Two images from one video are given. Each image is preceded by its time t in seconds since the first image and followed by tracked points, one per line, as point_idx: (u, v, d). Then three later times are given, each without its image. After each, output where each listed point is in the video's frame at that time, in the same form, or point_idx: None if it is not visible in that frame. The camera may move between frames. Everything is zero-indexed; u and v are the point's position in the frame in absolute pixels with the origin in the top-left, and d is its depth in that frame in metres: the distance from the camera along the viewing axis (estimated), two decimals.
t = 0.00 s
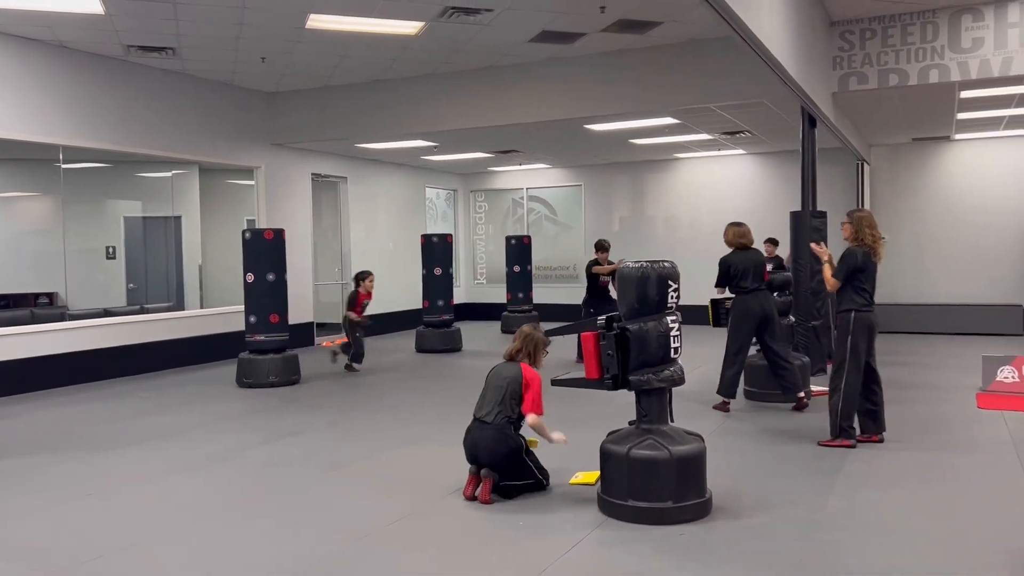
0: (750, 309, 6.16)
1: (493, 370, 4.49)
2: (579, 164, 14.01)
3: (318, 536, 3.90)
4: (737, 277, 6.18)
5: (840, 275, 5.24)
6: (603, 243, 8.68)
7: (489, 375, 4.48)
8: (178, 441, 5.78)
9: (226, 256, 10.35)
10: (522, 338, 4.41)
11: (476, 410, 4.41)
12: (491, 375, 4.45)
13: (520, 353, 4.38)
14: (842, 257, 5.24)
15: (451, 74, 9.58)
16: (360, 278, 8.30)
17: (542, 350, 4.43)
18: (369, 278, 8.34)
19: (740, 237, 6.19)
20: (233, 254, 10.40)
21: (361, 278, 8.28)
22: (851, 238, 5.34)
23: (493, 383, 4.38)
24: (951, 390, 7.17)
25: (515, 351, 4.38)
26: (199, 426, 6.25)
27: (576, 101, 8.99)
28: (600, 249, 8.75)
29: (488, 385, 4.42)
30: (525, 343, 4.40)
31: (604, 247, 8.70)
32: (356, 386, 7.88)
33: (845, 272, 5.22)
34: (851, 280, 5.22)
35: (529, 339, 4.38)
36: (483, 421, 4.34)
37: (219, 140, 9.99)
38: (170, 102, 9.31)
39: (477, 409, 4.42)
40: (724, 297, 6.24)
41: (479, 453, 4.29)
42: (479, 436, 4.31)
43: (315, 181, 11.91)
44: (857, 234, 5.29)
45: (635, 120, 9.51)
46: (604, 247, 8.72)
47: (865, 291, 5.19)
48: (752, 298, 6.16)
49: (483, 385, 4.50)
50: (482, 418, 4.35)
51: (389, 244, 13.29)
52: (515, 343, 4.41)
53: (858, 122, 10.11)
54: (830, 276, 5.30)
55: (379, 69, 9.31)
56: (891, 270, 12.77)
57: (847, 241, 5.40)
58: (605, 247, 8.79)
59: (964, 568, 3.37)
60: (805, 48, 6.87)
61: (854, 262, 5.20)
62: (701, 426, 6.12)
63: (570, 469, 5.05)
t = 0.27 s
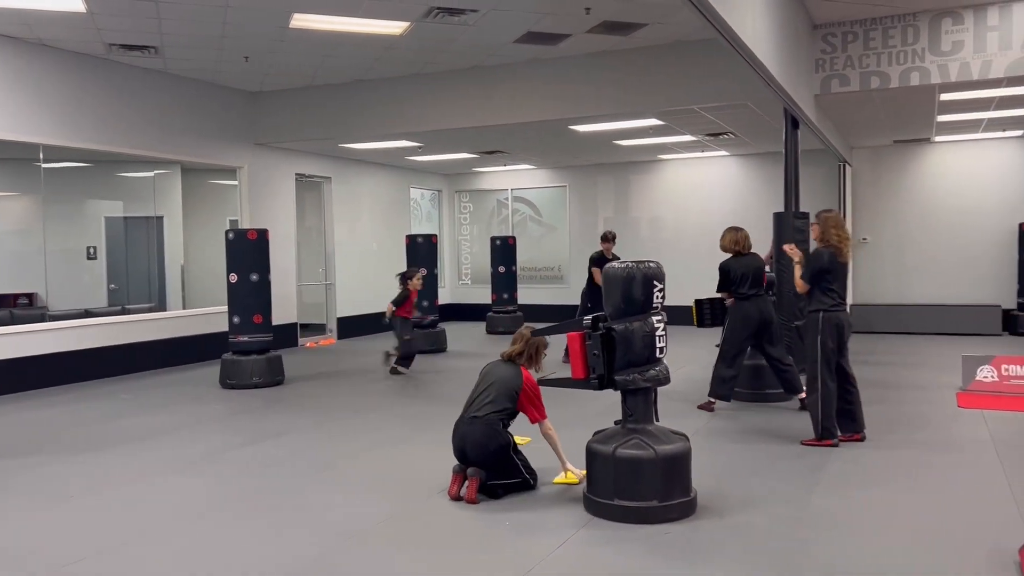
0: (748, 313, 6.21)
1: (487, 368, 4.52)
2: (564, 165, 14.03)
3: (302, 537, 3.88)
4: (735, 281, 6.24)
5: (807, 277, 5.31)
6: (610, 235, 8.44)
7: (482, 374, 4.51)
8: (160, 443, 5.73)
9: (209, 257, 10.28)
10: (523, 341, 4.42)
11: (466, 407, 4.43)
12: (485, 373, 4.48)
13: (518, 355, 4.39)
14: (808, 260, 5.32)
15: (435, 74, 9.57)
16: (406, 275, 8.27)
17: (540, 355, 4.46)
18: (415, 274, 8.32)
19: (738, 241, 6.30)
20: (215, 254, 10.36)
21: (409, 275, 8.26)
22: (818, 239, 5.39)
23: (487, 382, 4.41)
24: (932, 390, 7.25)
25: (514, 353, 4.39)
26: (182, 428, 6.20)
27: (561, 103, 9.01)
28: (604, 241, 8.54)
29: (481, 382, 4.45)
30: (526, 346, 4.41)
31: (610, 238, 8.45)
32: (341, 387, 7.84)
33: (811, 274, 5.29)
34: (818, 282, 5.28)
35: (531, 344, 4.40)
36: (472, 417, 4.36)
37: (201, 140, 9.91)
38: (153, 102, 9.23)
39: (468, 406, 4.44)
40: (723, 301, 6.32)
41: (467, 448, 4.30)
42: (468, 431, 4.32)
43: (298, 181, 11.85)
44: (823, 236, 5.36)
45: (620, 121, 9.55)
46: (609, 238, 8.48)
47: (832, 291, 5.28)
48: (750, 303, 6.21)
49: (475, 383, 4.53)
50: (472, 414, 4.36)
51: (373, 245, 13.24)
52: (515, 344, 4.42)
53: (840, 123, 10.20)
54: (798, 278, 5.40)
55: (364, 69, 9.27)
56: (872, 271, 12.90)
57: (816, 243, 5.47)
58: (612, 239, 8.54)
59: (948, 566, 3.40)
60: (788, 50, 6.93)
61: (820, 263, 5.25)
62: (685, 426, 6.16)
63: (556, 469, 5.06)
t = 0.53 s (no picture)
0: (757, 312, 6.32)
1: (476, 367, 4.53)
2: (549, 166, 14.05)
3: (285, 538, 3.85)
4: (748, 278, 6.31)
5: (779, 279, 5.33)
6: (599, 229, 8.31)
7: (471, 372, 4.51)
8: (142, 444, 5.67)
9: (191, 257, 10.19)
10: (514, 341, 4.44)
11: (454, 404, 4.43)
12: (473, 371, 4.49)
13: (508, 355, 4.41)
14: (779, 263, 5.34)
15: (420, 74, 9.55)
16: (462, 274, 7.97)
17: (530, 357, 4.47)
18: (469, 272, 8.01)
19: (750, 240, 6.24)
20: (198, 254, 10.26)
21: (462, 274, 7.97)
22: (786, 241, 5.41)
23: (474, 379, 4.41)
24: (913, 389, 7.32)
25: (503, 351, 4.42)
26: (163, 429, 6.14)
27: (546, 103, 9.02)
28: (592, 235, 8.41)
29: (469, 380, 4.45)
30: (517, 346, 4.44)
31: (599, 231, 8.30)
32: (325, 387, 7.79)
33: (783, 275, 5.30)
34: (791, 283, 5.30)
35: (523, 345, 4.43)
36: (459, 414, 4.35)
37: (184, 139, 9.83)
38: (134, 100, 9.14)
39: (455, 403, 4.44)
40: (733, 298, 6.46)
41: (452, 445, 4.29)
42: (454, 428, 4.32)
43: (282, 181, 11.79)
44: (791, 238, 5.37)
45: (604, 122, 9.58)
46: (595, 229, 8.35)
47: (805, 291, 5.30)
48: (759, 302, 6.28)
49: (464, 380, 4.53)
50: (459, 411, 4.36)
51: (357, 245, 13.20)
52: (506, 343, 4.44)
53: (822, 124, 10.28)
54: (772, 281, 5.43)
55: (348, 68, 9.24)
56: (853, 271, 13.02)
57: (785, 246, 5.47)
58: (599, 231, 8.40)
59: (929, 564, 3.43)
60: (772, 52, 6.98)
61: (790, 266, 5.27)
62: (669, 425, 6.18)
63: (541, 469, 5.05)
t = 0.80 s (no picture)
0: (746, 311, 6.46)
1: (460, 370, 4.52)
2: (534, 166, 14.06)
3: (271, 540, 3.82)
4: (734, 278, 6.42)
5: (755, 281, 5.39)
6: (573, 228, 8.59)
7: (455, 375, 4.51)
8: (124, 446, 5.61)
9: (175, 258, 10.10)
10: (499, 342, 4.44)
11: (438, 408, 4.42)
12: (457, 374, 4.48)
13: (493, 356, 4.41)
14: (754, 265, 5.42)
15: (405, 74, 9.52)
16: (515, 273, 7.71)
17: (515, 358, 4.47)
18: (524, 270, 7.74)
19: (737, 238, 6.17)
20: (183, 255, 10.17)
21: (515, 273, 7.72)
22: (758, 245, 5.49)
23: (458, 382, 4.41)
24: (895, 388, 7.40)
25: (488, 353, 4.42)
26: (147, 430, 6.08)
27: (532, 103, 9.02)
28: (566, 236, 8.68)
29: (454, 384, 4.45)
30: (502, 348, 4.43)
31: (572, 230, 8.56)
32: (311, 388, 7.75)
33: (758, 277, 5.37)
34: (767, 283, 5.36)
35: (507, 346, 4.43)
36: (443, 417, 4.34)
37: (167, 138, 9.75)
38: (117, 99, 9.06)
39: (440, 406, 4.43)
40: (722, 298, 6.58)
41: (437, 448, 4.28)
42: (439, 431, 4.31)
43: (266, 180, 11.72)
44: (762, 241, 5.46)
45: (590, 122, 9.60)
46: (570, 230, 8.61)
47: (781, 291, 5.35)
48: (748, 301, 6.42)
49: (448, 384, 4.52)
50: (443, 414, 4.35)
51: (342, 245, 13.14)
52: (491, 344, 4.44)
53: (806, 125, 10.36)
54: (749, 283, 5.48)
55: (334, 68, 9.19)
56: (836, 271, 13.12)
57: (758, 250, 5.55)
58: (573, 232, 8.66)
59: (914, 561, 3.47)
60: (756, 53, 7.02)
61: (765, 267, 5.36)
62: (655, 425, 6.20)
63: (527, 469, 5.05)
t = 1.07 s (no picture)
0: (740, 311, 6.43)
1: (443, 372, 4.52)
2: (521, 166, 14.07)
3: (258, 541, 3.80)
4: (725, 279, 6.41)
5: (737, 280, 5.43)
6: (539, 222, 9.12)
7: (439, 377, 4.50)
8: (109, 448, 5.56)
9: (160, 258, 10.02)
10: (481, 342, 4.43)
11: (422, 411, 4.41)
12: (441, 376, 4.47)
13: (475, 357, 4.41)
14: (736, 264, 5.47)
15: (392, 73, 9.50)
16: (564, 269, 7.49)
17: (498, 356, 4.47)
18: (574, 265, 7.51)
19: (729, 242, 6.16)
20: (168, 255, 10.09)
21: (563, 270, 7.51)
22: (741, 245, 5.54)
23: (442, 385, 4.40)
24: (879, 387, 7.46)
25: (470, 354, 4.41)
26: (132, 431, 6.04)
27: (520, 103, 9.03)
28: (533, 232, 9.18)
29: (437, 386, 4.44)
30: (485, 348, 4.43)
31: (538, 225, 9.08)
32: (297, 388, 7.72)
33: (740, 276, 5.41)
34: (747, 282, 5.39)
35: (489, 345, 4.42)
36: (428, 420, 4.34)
37: (152, 138, 9.68)
38: (101, 98, 8.97)
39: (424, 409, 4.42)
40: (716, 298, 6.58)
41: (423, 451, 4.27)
42: (424, 434, 4.30)
43: (252, 180, 11.65)
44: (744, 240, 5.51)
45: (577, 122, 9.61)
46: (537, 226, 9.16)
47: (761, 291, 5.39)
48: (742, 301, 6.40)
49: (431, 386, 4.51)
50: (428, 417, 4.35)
51: (329, 245, 13.09)
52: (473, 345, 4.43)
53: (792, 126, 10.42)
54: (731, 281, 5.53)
55: (321, 67, 9.16)
56: (821, 271, 13.22)
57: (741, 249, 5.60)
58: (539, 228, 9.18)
59: (899, 558, 3.50)
60: (742, 55, 7.07)
61: (747, 266, 5.40)
62: (642, 424, 6.22)
63: (514, 469, 5.05)
